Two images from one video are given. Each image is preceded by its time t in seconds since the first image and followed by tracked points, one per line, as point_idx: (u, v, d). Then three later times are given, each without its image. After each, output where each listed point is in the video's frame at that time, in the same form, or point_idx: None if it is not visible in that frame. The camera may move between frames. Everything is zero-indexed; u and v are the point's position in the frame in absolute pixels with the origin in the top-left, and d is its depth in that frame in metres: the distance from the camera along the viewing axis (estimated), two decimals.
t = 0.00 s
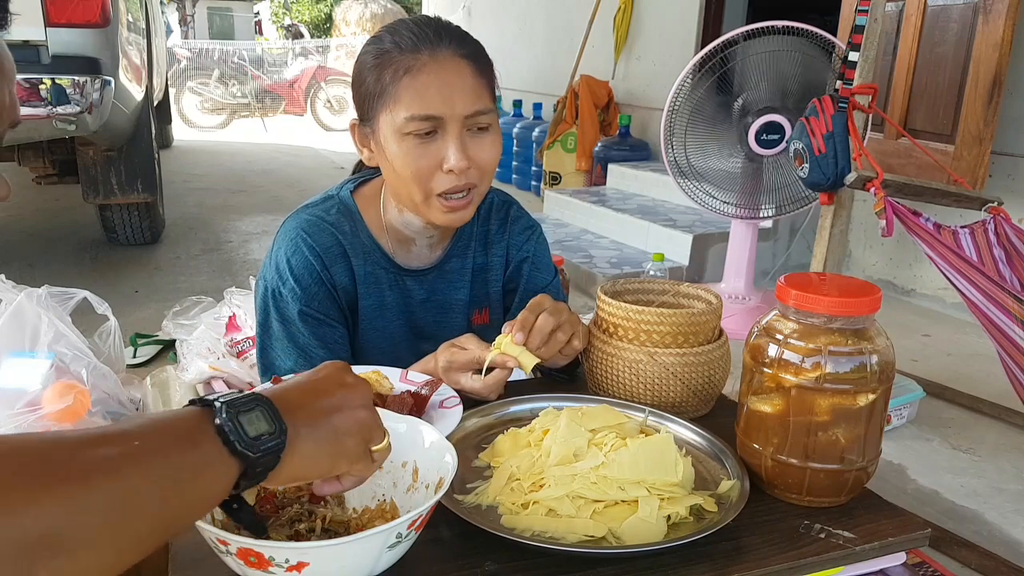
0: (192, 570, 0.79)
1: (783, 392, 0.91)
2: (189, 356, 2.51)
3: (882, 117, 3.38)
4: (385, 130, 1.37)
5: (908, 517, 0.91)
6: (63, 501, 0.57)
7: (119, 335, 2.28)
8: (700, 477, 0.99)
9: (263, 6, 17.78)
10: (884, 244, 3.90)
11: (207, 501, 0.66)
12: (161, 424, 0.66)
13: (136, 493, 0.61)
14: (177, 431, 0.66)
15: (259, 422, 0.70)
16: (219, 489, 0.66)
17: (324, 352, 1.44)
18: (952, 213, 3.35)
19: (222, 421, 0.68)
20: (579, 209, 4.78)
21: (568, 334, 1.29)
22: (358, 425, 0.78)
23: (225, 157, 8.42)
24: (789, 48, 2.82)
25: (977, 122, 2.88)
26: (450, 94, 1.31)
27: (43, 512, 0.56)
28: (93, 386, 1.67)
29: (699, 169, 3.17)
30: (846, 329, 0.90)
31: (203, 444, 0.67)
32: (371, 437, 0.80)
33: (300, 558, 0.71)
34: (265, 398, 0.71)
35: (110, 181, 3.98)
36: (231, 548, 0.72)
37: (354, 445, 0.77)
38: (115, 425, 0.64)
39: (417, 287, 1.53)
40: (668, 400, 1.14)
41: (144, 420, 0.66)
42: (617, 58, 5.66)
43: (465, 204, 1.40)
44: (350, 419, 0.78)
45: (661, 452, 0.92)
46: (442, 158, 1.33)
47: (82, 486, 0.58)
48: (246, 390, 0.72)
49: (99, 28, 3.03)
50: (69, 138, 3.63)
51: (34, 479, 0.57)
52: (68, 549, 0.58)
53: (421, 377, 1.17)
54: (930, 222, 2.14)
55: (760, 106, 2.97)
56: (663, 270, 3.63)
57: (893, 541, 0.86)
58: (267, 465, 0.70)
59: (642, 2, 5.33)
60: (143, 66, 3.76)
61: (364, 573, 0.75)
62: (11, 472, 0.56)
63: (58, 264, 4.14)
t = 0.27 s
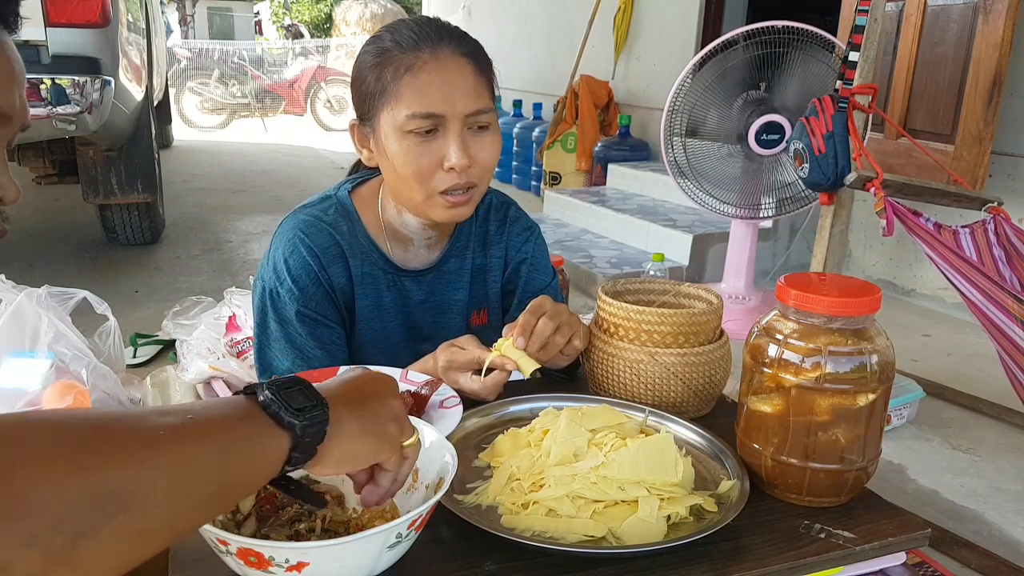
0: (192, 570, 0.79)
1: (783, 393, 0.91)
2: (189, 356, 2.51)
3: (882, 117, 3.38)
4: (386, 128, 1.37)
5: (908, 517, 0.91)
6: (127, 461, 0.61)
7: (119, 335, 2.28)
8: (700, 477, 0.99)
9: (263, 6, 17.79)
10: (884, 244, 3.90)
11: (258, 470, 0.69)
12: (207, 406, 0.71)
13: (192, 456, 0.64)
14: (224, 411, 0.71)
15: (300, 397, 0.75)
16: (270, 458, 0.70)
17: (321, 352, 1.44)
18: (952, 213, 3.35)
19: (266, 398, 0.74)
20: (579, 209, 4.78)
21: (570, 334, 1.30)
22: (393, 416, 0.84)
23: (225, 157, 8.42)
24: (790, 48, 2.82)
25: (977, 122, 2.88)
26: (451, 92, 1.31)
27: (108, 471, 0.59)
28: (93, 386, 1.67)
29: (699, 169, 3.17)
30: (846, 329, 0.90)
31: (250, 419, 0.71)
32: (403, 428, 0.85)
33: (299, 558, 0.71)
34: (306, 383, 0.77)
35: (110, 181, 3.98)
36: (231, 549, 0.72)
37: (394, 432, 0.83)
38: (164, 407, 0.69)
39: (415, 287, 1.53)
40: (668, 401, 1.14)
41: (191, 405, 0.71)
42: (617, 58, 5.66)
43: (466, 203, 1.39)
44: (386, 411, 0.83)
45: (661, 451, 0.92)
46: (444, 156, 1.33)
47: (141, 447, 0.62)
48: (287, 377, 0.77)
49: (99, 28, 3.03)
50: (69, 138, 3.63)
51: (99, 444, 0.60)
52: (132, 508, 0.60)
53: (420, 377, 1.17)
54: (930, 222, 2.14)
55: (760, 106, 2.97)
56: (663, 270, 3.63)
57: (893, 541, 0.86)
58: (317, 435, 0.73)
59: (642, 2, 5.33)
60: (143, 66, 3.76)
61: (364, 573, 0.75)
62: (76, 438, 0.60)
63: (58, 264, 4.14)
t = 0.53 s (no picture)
0: (192, 569, 0.79)
1: (783, 393, 0.91)
2: (189, 355, 2.51)
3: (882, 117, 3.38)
4: (386, 129, 1.37)
5: (908, 517, 0.91)
6: (148, 450, 0.61)
7: (119, 334, 2.28)
8: (700, 477, 0.99)
9: (263, 7, 17.81)
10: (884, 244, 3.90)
11: (274, 463, 0.70)
12: (219, 402, 0.72)
13: (210, 447, 0.65)
14: (236, 407, 0.72)
15: (308, 393, 0.76)
16: (285, 451, 0.71)
17: (320, 353, 1.44)
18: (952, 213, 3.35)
19: (276, 395, 0.75)
20: (579, 209, 4.78)
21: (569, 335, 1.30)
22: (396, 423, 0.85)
23: (225, 157, 8.42)
24: (790, 47, 2.82)
25: (977, 122, 2.88)
26: (451, 90, 1.32)
27: (130, 459, 0.60)
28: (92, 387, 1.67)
29: (700, 169, 3.17)
30: (846, 329, 0.90)
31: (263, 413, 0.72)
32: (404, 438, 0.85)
33: (299, 558, 0.71)
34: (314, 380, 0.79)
35: (110, 181, 3.98)
36: (231, 549, 0.72)
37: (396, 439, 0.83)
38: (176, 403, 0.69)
39: (416, 287, 1.53)
40: (668, 401, 1.14)
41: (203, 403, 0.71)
42: (617, 58, 5.66)
43: (468, 201, 1.39)
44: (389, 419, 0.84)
45: (662, 451, 0.92)
46: (445, 155, 1.33)
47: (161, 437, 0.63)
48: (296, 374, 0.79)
49: (99, 28, 3.03)
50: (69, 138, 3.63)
51: (118, 432, 0.61)
52: (153, 497, 0.61)
53: (420, 377, 1.17)
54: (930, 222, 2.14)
55: (760, 106, 2.97)
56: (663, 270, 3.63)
57: (893, 541, 0.86)
58: (327, 430, 0.74)
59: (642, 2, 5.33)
60: (143, 66, 3.76)
61: (364, 573, 0.75)
62: (96, 426, 0.60)
63: (58, 265, 4.14)
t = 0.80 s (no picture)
0: (192, 569, 0.79)
1: (783, 392, 0.91)
2: (189, 356, 2.51)
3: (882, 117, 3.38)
4: (383, 155, 1.35)
5: (908, 517, 0.91)
6: (130, 438, 0.62)
7: (119, 334, 2.28)
8: (700, 477, 0.99)
9: (263, 7, 17.82)
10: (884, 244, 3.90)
11: (261, 446, 0.71)
12: (203, 384, 0.72)
13: (195, 432, 0.66)
14: (221, 389, 0.72)
15: (306, 376, 0.77)
16: (271, 433, 0.72)
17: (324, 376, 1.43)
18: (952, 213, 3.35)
19: (273, 374, 0.76)
20: (579, 209, 4.78)
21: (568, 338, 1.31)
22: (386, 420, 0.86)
23: (225, 157, 8.43)
24: (788, 48, 2.82)
25: (977, 122, 2.88)
26: (447, 110, 1.30)
27: (114, 447, 0.61)
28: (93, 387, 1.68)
29: (700, 169, 3.17)
30: (846, 329, 0.90)
31: (248, 395, 0.73)
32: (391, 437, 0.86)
33: (299, 558, 0.71)
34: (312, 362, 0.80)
35: (110, 181, 3.98)
36: (231, 549, 0.72)
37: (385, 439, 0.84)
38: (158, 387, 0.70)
39: (418, 302, 1.53)
40: (668, 401, 1.14)
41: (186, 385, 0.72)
42: (617, 58, 5.66)
43: (471, 219, 1.39)
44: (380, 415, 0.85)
45: (661, 451, 0.92)
46: (445, 176, 1.31)
47: (145, 424, 0.63)
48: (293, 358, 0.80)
49: (99, 28, 3.03)
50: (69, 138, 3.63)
51: (101, 420, 0.61)
52: (139, 484, 0.62)
53: (420, 377, 1.17)
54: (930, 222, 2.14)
55: (760, 106, 2.96)
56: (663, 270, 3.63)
57: (892, 541, 0.86)
58: (318, 414, 0.76)
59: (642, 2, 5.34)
60: (143, 66, 3.76)
61: (364, 573, 0.75)
62: (78, 415, 0.60)
63: (58, 265, 4.14)
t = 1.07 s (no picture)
0: (193, 569, 0.79)
1: (783, 392, 0.91)
2: (189, 356, 2.51)
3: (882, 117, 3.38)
4: (383, 188, 1.33)
5: (908, 517, 0.91)
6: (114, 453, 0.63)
7: (119, 334, 2.28)
8: (700, 477, 0.99)
9: (263, 7, 17.82)
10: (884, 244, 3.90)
11: (243, 458, 0.71)
12: (184, 396, 0.73)
13: (178, 445, 0.67)
14: (201, 402, 0.73)
15: (277, 389, 0.77)
16: (251, 445, 0.72)
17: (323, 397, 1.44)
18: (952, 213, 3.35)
19: (244, 389, 0.76)
20: (579, 209, 4.78)
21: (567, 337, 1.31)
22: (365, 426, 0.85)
23: (225, 156, 8.43)
24: (789, 48, 2.82)
25: (977, 122, 2.88)
26: (447, 140, 1.27)
27: (96, 465, 0.62)
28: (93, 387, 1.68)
29: (700, 169, 3.17)
30: (846, 329, 0.90)
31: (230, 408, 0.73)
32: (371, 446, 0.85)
33: (300, 558, 0.70)
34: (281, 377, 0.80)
35: (110, 181, 3.98)
36: (231, 549, 0.72)
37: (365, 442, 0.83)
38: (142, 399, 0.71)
39: (417, 319, 1.53)
40: (668, 401, 1.14)
41: (169, 397, 0.72)
42: (617, 58, 5.66)
43: (473, 245, 1.38)
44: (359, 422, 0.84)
45: (661, 452, 0.92)
46: (449, 208, 1.28)
47: (127, 439, 0.64)
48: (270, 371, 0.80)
49: (99, 28, 3.03)
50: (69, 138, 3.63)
51: (85, 435, 0.62)
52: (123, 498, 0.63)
53: (421, 377, 1.17)
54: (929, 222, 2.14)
55: (760, 106, 2.96)
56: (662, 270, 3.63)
57: (893, 541, 0.86)
58: (294, 426, 0.75)
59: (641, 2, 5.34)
60: (143, 66, 3.76)
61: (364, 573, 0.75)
62: (62, 429, 0.61)
63: (59, 264, 4.14)
